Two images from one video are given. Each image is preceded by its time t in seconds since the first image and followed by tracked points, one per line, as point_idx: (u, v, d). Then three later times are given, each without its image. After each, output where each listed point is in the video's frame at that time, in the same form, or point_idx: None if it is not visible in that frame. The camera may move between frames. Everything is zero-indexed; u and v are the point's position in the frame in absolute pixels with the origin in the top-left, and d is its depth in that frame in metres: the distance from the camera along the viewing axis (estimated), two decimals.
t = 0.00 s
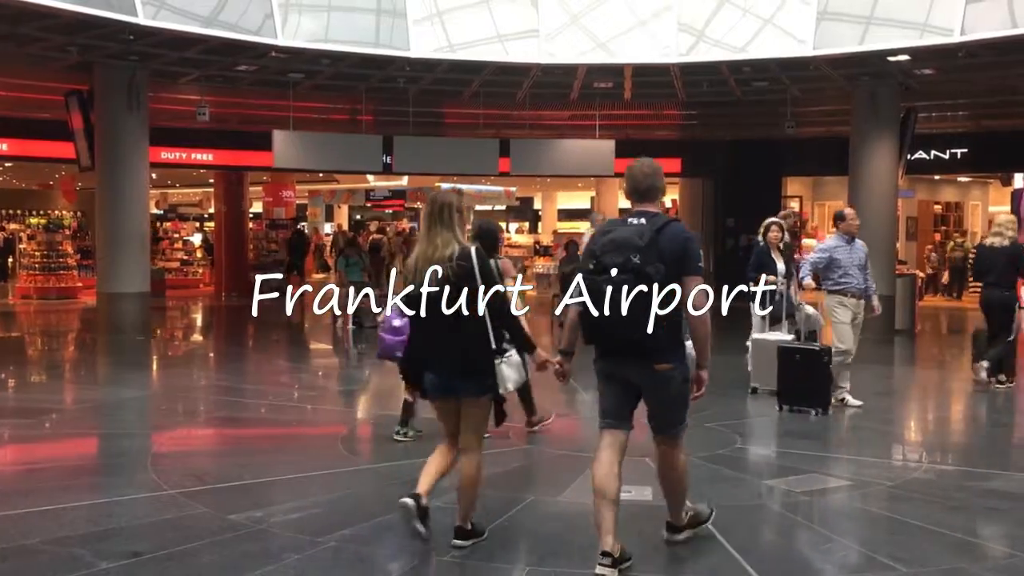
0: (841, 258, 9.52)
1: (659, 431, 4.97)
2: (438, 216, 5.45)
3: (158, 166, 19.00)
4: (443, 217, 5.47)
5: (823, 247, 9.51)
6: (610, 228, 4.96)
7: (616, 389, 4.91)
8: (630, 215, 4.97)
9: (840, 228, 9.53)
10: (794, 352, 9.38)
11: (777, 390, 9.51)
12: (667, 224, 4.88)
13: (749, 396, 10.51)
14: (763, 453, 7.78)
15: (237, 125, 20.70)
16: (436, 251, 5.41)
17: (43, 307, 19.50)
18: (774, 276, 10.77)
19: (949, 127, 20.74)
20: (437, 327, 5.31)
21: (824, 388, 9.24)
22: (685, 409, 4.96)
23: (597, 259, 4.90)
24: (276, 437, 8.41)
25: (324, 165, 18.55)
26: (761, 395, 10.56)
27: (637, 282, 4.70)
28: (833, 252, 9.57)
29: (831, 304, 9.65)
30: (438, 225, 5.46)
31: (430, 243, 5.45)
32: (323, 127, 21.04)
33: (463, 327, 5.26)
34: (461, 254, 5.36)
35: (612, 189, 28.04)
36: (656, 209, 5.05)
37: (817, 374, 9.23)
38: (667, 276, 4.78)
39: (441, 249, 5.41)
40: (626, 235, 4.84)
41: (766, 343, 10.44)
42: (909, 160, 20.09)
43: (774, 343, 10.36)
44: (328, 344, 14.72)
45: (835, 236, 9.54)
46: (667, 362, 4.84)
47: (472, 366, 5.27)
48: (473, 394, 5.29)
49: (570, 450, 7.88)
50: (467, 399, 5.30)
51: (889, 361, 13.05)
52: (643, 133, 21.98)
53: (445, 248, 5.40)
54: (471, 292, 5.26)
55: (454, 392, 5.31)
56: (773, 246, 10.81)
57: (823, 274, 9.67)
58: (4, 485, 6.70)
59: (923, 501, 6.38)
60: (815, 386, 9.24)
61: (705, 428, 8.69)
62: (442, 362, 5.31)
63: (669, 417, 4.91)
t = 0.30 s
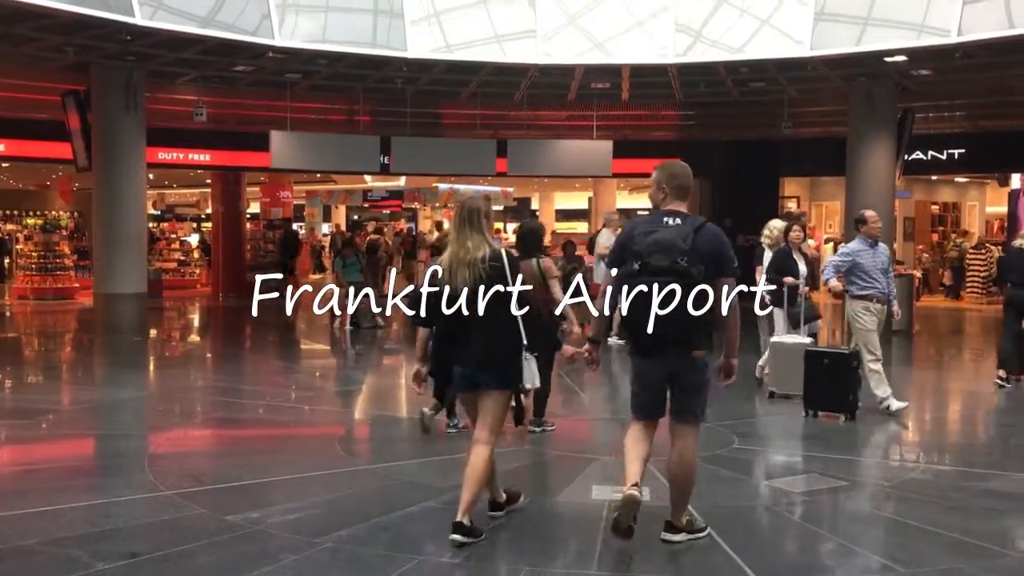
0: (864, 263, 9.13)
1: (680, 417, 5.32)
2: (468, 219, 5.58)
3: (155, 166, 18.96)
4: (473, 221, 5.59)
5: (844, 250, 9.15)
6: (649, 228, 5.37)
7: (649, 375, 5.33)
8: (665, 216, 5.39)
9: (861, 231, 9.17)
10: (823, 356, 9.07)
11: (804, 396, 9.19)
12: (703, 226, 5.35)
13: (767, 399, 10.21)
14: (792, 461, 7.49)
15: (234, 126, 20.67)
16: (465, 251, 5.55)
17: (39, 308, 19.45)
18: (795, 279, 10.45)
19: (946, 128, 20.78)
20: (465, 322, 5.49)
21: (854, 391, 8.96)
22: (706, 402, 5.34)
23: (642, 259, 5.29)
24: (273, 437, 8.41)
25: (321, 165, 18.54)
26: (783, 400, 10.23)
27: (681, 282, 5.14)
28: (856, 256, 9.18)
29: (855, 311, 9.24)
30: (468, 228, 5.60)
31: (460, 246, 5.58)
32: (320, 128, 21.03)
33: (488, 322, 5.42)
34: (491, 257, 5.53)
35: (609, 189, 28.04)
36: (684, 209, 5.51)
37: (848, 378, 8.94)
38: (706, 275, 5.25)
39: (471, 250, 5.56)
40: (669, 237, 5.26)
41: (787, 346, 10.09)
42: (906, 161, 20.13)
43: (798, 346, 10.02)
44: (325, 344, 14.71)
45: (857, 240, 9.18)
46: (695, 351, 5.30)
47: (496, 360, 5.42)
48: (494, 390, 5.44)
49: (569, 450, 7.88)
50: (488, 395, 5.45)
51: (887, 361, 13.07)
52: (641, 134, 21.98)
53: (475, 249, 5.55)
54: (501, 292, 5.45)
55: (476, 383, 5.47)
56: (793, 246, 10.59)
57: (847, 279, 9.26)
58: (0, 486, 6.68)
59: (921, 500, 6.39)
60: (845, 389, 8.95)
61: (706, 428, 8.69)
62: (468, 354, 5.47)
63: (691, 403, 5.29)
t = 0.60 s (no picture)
0: (892, 262, 8.76)
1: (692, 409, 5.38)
2: (491, 218, 5.90)
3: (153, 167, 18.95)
4: (496, 219, 5.90)
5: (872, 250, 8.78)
6: (671, 230, 5.53)
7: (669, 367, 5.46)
8: (683, 218, 5.57)
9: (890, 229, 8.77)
10: (857, 361, 8.79)
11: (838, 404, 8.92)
12: (719, 225, 5.53)
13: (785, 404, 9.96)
14: (811, 470, 7.27)
15: (232, 127, 20.67)
16: (489, 250, 5.88)
17: (37, 309, 19.42)
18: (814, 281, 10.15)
19: (943, 130, 20.82)
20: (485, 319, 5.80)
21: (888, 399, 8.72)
22: (715, 397, 5.40)
23: (670, 258, 5.44)
24: (272, 438, 8.40)
25: (320, 167, 18.55)
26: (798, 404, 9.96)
27: (708, 280, 5.35)
28: (883, 256, 8.81)
29: (877, 312, 8.88)
30: (492, 226, 5.92)
31: (483, 243, 5.91)
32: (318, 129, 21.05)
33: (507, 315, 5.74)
34: (512, 253, 5.83)
35: (608, 191, 28.07)
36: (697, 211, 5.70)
37: (884, 387, 8.70)
38: (727, 271, 5.44)
39: (494, 247, 5.88)
40: (694, 237, 5.43)
41: (805, 350, 9.88)
42: (904, 162, 20.15)
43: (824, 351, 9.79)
44: (324, 346, 14.70)
45: (886, 238, 8.77)
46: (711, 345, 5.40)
47: (516, 352, 5.76)
48: (517, 380, 5.75)
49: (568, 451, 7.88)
50: (513, 385, 5.77)
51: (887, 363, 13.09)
52: (639, 135, 21.99)
53: (496, 246, 5.87)
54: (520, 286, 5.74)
55: (497, 376, 5.77)
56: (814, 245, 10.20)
57: (871, 280, 8.92)
58: None
59: (920, 501, 6.40)
60: (877, 399, 8.71)
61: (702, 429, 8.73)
62: (489, 348, 5.79)
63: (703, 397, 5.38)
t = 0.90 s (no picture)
0: (922, 272, 8.66)
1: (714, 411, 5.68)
2: (525, 231, 6.10)
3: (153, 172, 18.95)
4: (530, 233, 6.11)
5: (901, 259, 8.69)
6: (678, 237, 5.74)
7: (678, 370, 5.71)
8: (692, 226, 5.77)
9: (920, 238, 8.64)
10: (896, 371, 8.54)
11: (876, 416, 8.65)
12: (726, 232, 5.68)
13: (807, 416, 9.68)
14: (836, 483, 7.10)
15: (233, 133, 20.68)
16: (526, 260, 6.06)
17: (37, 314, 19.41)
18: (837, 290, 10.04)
19: (943, 138, 20.89)
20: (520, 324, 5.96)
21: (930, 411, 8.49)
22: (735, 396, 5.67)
23: (674, 263, 5.64)
24: (271, 444, 8.39)
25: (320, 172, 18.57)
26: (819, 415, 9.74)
27: (707, 283, 5.49)
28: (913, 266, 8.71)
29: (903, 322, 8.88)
30: (526, 239, 6.11)
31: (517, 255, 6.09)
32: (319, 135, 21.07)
33: (543, 321, 5.91)
34: (547, 263, 5.99)
35: (608, 197, 28.09)
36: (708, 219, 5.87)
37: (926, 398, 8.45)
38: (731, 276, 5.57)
39: (532, 257, 6.05)
40: (697, 243, 5.60)
41: (829, 360, 9.63)
42: (904, 169, 20.15)
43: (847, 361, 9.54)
44: (324, 352, 14.69)
45: (916, 248, 8.65)
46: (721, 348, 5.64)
47: (552, 357, 5.90)
48: (553, 383, 5.90)
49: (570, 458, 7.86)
50: (548, 388, 5.92)
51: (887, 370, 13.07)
52: (639, 142, 22.01)
53: (532, 256, 6.04)
54: (555, 294, 5.94)
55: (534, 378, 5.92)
56: (837, 255, 10.13)
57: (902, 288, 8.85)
58: None
59: (919, 509, 6.39)
60: (917, 408, 8.45)
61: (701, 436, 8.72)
62: (526, 354, 5.92)
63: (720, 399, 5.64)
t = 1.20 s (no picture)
0: (958, 285, 8.68)
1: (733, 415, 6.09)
2: (563, 240, 6.38)
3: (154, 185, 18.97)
4: (568, 242, 6.39)
5: (934, 274, 8.74)
6: (693, 249, 6.11)
7: (691, 374, 6.10)
8: (708, 239, 6.14)
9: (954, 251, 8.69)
10: (936, 390, 8.37)
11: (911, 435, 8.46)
12: (741, 247, 6.06)
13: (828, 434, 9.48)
14: (856, 503, 6.93)
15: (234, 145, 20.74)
16: (561, 269, 6.33)
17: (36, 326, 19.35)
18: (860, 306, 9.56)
19: (942, 153, 20.96)
20: (554, 332, 6.29)
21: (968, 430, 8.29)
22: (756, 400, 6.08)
23: (686, 273, 6.03)
24: (270, 456, 8.39)
25: (321, 185, 18.58)
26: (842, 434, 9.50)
27: (718, 292, 5.89)
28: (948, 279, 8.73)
29: (943, 337, 8.90)
30: (564, 248, 6.38)
31: (555, 264, 6.35)
32: (319, 148, 21.13)
33: (575, 326, 6.24)
34: (581, 272, 6.27)
35: (608, 211, 28.14)
36: (724, 233, 6.24)
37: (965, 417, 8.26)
38: (741, 286, 5.99)
39: (565, 266, 6.32)
40: (710, 255, 5.98)
41: (848, 377, 9.40)
42: (903, 184, 20.19)
43: (865, 378, 9.33)
44: (323, 364, 14.67)
45: (949, 261, 8.69)
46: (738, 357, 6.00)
47: (583, 362, 6.18)
48: (586, 385, 6.18)
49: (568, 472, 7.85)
50: (582, 391, 6.21)
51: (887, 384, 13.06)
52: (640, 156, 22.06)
53: (566, 266, 6.31)
54: (589, 301, 6.22)
55: (567, 384, 6.24)
56: (858, 268, 9.67)
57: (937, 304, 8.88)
58: None
59: (918, 523, 6.38)
60: (956, 427, 8.26)
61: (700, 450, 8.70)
62: (559, 363, 6.23)
63: (736, 405, 6.04)
